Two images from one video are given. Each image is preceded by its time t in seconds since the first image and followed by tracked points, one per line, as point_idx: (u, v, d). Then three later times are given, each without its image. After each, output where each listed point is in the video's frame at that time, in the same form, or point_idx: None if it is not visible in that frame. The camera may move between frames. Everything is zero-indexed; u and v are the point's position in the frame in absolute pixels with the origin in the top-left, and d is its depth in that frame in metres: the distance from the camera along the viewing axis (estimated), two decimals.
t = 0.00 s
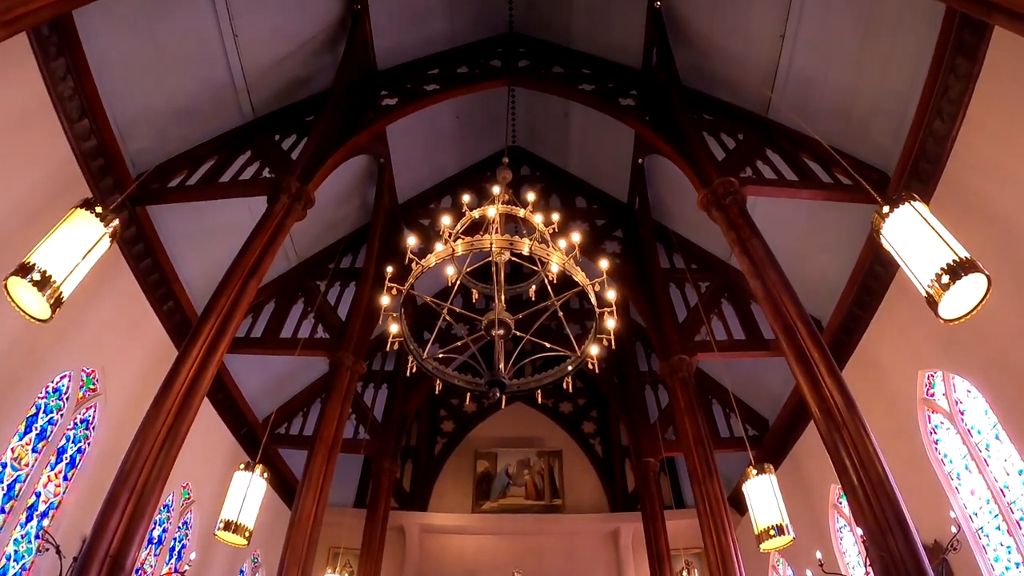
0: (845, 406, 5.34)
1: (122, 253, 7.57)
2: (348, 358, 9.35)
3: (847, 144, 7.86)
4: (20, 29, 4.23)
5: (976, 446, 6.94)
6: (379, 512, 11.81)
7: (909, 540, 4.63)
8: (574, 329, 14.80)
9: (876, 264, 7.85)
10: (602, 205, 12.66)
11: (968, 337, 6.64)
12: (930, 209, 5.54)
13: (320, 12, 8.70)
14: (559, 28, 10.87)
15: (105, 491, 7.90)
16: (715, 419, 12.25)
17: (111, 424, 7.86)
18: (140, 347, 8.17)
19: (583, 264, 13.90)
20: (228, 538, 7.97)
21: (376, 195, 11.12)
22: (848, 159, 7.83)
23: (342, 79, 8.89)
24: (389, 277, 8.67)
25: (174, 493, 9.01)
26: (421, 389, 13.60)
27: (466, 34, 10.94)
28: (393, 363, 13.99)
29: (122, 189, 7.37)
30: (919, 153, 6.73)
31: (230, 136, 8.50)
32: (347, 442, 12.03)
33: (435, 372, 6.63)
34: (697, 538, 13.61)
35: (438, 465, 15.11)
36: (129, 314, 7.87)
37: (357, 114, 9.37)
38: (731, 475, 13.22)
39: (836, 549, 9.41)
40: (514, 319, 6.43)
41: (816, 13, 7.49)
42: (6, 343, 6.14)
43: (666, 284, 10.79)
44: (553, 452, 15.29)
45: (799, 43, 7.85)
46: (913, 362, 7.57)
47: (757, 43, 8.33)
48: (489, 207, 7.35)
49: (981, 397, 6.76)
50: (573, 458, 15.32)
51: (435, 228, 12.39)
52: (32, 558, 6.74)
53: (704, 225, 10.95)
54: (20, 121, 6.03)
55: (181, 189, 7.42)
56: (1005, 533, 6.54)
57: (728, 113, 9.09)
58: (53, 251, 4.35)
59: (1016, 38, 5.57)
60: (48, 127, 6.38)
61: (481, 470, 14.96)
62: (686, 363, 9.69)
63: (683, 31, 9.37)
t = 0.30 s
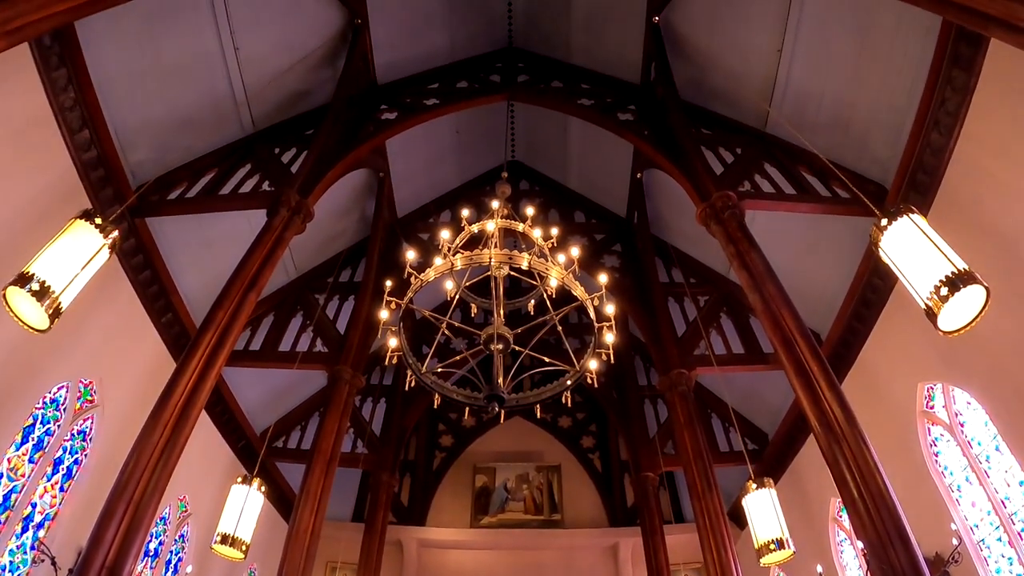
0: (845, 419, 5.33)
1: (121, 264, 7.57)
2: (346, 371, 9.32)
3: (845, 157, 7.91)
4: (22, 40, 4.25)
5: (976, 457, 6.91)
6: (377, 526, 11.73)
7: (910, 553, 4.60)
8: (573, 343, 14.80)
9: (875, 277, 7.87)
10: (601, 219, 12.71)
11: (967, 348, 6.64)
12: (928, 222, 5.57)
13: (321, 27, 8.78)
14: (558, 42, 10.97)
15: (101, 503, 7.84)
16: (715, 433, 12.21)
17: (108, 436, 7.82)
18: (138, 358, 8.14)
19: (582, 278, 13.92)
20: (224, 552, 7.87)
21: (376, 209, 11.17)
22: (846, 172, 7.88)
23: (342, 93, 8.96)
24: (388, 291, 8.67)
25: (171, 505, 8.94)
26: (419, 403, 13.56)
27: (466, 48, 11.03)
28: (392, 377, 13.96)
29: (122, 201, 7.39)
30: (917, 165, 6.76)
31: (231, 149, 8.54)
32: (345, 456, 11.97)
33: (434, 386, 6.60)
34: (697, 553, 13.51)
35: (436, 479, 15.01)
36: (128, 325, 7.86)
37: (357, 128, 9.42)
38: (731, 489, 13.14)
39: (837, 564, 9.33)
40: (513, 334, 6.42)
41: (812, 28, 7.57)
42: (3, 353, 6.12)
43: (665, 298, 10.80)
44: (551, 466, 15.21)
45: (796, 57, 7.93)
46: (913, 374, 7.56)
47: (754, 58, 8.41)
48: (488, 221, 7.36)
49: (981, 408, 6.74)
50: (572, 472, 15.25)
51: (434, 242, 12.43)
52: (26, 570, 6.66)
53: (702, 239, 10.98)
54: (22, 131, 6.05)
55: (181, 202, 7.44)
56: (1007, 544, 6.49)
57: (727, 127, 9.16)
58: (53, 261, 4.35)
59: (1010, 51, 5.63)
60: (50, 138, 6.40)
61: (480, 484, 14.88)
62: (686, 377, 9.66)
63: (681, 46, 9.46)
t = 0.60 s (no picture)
0: (845, 421, 5.33)
1: (121, 266, 7.56)
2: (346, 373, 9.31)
3: (844, 159, 7.92)
4: (21, 41, 4.24)
5: (976, 459, 6.91)
6: (377, 528, 11.72)
7: (911, 556, 4.59)
8: (572, 345, 14.81)
9: (875, 279, 7.87)
10: (601, 221, 12.72)
11: (967, 350, 6.64)
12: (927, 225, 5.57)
13: (321, 29, 8.79)
14: (557, 45, 10.99)
15: (100, 505, 7.83)
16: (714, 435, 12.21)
17: (108, 438, 7.81)
18: (137, 359, 8.13)
19: (581, 280, 13.94)
20: (224, 554, 7.86)
21: (376, 210, 11.18)
22: (846, 175, 7.90)
23: (342, 95, 8.97)
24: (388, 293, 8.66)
25: (170, 507, 8.93)
26: (418, 404, 13.56)
27: (466, 50, 11.05)
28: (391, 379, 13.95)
29: (122, 202, 7.40)
30: (916, 167, 6.77)
31: (230, 151, 8.54)
32: (345, 457, 11.97)
33: (433, 389, 6.59)
34: (697, 555, 13.50)
35: (435, 481, 15.00)
36: (127, 327, 7.85)
37: (357, 130, 9.43)
38: (730, 491, 13.14)
39: (836, 566, 9.32)
40: (513, 336, 6.42)
41: (812, 30, 7.58)
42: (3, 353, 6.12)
43: (665, 300, 10.81)
44: (551, 469, 15.20)
45: (795, 60, 7.94)
46: (913, 376, 7.56)
47: (753, 60, 8.43)
48: (488, 224, 7.35)
49: (981, 410, 6.74)
50: (572, 474, 15.24)
51: (434, 244, 12.43)
52: (25, 571, 6.65)
53: (702, 241, 10.98)
54: (22, 133, 6.06)
55: (181, 203, 7.44)
56: (1006, 546, 6.48)
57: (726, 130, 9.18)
58: (52, 262, 4.34)
59: (1010, 52, 5.64)
60: (49, 139, 6.40)
61: (479, 487, 14.87)
62: (685, 379, 9.66)
63: (680, 48, 9.47)
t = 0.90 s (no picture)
0: (845, 420, 5.33)
1: (120, 265, 7.55)
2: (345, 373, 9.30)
3: (844, 159, 7.92)
4: (20, 40, 4.23)
5: (976, 459, 6.91)
6: (376, 528, 11.70)
7: (911, 555, 4.59)
8: (572, 345, 14.84)
9: (875, 278, 7.87)
10: (600, 220, 12.71)
11: (966, 349, 6.64)
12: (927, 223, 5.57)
13: (321, 28, 8.78)
14: (557, 44, 10.98)
15: (99, 504, 7.83)
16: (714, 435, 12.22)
17: (107, 437, 7.81)
18: (137, 358, 8.13)
19: (581, 279, 13.94)
20: (224, 553, 7.86)
21: (375, 210, 11.19)
22: (846, 175, 7.89)
23: (342, 95, 8.97)
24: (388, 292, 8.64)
25: (170, 506, 8.93)
26: (418, 404, 13.55)
27: (465, 50, 11.04)
28: (391, 378, 13.93)
29: (122, 202, 7.40)
30: (916, 166, 6.77)
31: (229, 151, 8.54)
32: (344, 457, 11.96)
33: (433, 388, 6.59)
34: (696, 555, 13.50)
35: (435, 481, 15.00)
36: (127, 326, 7.85)
37: (356, 130, 9.43)
38: (730, 491, 13.14)
39: (836, 566, 9.32)
40: (513, 335, 6.41)
41: (812, 30, 7.58)
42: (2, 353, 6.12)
43: (665, 300, 10.81)
44: (551, 468, 15.20)
45: (795, 59, 7.94)
46: (913, 375, 7.56)
47: (753, 59, 8.43)
48: (487, 223, 7.34)
49: (980, 410, 6.75)
50: (571, 474, 15.23)
51: (434, 244, 12.42)
52: (24, 570, 6.65)
53: (702, 241, 10.97)
54: (22, 132, 6.05)
55: (181, 202, 7.44)
56: (1006, 546, 6.48)
57: (726, 129, 9.18)
58: (51, 261, 4.34)
59: (1010, 51, 5.64)
60: (49, 138, 6.39)
61: (479, 487, 14.86)
62: (684, 379, 9.65)
63: (680, 47, 9.47)
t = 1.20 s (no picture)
0: (843, 414, 5.35)
1: (118, 260, 7.53)
2: (345, 366, 9.31)
3: (843, 152, 7.90)
4: (17, 34, 4.21)
5: (974, 453, 6.94)
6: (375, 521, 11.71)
7: (909, 549, 4.61)
8: (571, 337, 14.87)
9: (874, 272, 7.87)
10: (599, 213, 12.68)
11: (965, 343, 6.65)
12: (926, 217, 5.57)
13: (319, 21, 8.74)
14: (556, 37, 10.93)
15: (99, 499, 7.83)
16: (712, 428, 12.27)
17: (107, 432, 7.83)
18: (136, 352, 8.13)
19: (580, 272, 13.95)
20: (224, 546, 7.91)
21: (374, 203, 11.17)
22: (845, 168, 7.87)
23: (341, 88, 8.93)
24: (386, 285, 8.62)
25: (170, 500, 8.95)
26: (417, 397, 13.55)
27: (464, 42, 10.99)
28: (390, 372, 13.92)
29: (121, 196, 7.36)
30: (915, 161, 6.77)
31: (228, 144, 8.51)
32: (344, 450, 12.00)
33: (432, 381, 6.60)
34: (695, 548, 13.56)
35: (434, 474, 15.04)
36: (126, 321, 7.85)
37: (354, 122, 9.39)
38: (729, 484, 13.20)
39: (835, 559, 9.35)
40: (512, 328, 6.41)
41: (812, 22, 7.55)
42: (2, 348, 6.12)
43: (663, 293, 10.81)
44: (549, 461, 15.24)
45: (795, 53, 7.90)
46: (911, 369, 7.58)
47: (752, 52, 8.40)
48: (486, 215, 7.31)
49: (979, 404, 6.77)
50: (570, 467, 15.26)
51: (433, 237, 12.40)
52: (26, 565, 6.67)
53: (701, 234, 10.96)
54: (20, 127, 6.04)
55: (179, 196, 7.42)
56: (1004, 539, 6.53)
57: (726, 122, 9.16)
58: (49, 255, 4.33)
59: (1011, 45, 5.62)
60: (46, 132, 6.37)
61: (478, 479, 14.89)
62: (683, 372, 9.67)
63: (679, 41, 9.43)
